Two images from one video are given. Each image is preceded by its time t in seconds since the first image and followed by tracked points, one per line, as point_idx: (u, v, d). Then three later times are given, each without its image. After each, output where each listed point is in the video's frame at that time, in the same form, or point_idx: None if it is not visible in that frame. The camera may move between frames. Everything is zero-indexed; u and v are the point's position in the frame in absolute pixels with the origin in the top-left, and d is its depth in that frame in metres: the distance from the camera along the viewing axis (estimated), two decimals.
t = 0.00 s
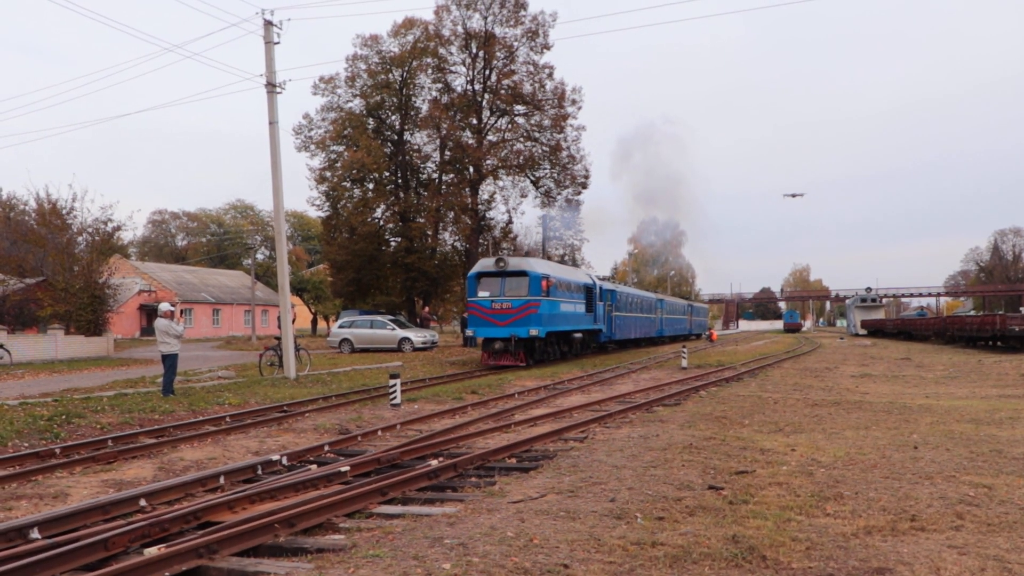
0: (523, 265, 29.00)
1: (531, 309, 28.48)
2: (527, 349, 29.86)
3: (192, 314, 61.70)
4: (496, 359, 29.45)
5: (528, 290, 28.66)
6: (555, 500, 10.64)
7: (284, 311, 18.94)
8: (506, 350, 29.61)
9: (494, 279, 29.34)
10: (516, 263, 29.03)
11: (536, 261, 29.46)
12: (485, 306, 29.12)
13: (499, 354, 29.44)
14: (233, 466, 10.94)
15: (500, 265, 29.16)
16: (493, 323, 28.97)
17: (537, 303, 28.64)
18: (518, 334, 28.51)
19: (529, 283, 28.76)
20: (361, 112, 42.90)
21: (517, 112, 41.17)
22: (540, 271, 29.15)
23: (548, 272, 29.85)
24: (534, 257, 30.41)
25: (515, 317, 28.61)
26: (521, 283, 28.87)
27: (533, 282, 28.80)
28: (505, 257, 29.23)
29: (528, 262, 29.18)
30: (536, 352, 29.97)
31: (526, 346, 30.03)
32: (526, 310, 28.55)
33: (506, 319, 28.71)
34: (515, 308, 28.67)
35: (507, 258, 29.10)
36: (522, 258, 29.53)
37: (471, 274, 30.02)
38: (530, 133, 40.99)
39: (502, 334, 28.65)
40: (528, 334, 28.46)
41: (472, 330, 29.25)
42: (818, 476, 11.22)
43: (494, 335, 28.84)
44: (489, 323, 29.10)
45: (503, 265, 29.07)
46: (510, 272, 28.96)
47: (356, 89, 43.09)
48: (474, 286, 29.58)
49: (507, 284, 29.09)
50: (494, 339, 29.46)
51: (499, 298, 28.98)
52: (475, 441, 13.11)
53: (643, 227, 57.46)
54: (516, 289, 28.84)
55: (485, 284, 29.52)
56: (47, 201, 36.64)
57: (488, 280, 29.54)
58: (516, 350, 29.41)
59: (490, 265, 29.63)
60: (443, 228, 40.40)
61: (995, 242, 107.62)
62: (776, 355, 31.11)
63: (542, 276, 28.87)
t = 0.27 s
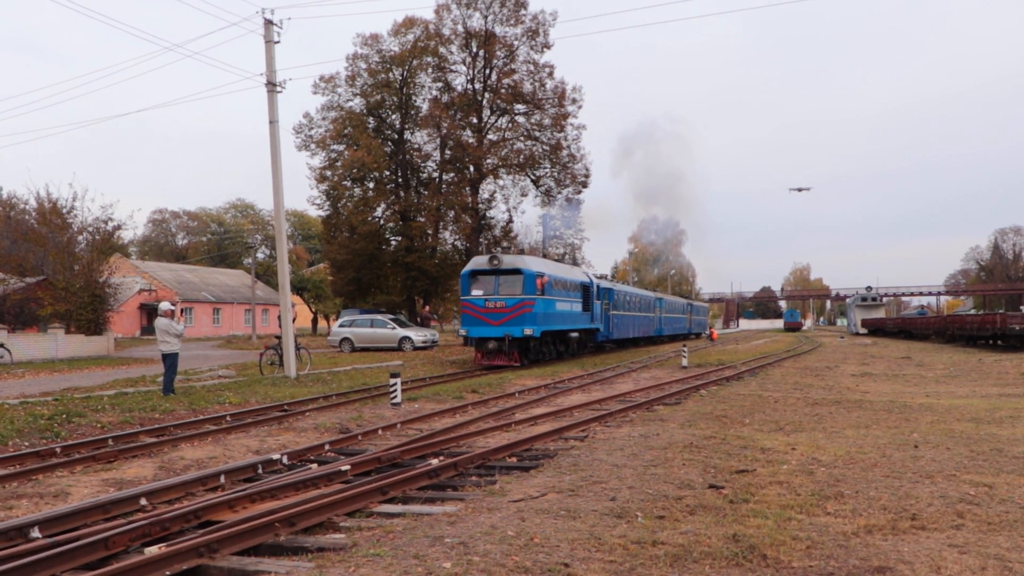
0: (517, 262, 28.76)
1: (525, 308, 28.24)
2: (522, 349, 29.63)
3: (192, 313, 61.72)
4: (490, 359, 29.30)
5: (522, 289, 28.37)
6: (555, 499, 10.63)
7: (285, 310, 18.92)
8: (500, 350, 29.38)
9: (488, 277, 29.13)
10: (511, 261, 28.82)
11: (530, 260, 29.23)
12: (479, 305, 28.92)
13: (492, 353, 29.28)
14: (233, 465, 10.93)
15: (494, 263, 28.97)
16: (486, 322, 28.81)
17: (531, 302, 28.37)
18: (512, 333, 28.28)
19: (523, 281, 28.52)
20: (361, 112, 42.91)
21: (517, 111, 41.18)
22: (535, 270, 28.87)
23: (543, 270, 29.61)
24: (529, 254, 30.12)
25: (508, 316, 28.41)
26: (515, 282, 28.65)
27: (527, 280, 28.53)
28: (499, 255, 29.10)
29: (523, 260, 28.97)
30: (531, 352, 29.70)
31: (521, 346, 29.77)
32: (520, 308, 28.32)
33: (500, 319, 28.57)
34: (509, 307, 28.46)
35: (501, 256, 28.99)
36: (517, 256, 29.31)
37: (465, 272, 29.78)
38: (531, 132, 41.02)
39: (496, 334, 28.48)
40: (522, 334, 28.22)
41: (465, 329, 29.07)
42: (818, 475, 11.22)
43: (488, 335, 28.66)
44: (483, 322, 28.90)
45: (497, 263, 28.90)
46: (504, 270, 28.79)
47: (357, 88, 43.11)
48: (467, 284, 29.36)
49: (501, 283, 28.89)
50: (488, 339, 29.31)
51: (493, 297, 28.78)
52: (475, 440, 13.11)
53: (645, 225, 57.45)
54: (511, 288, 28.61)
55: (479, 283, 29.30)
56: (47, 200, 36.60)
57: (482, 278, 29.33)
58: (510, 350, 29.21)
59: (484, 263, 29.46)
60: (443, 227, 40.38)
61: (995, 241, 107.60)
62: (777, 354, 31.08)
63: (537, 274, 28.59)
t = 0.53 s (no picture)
0: (511, 261, 28.53)
1: (519, 307, 27.96)
2: (516, 348, 29.45)
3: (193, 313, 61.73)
4: (483, 359, 29.16)
5: (516, 288, 28.07)
6: (556, 499, 10.63)
7: (286, 309, 18.91)
8: (494, 349, 29.18)
9: (482, 276, 28.80)
10: (505, 259, 28.57)
11: (524, 258, 28.98)
12: (472, 304, 28.60)
13: (486, 353, 29.14)
14: (234, 464, 10.92)
15: (488, 261, 28.67)
16: (479, 321, 28.52)
17: (525, 301, 28.10)
18: (505, 332, 28.03)
19: (518, 280, 28.24)
20: (362, 111, 42.93)
21: (517, 110, 41.20)
22: (529, 268, 28.59)
23: (538, 268, 29.34)
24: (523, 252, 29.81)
25: (502, 315, 28.14)
26: (509, 280, 28.37)
27: (521, 278, 28.24)
28: (493, 253, 28.80)
29: (517, 258, 28.71)
30: (525, 352, 29.51)
31: (516, 346, 29.60)
32: (514, 308, 28.04)
33: (493, 318, 28.28)
34: (503, 306, 28.18)
35: (495, 253, 28.67)
36: (511, 253, 29.00)
37: (458, 270, 29.42)
38: (531, 131, 41.05)
39: (489, 334, 28.23)
40: (516, 334, 27.94)
41: (458, 328, 28.78)
42: (819, 474, 11.22)
43: (480, 335, 28.41)
44: (476, 321, 28.63)
45: (491, 260, 28.62)
46: (498, 268, 28.51)
47: (357, 87, 43.14)
48: (460, 282, 29.00)
49: (495, 281, 28.57)
50: (481, 338, 29.14)
51: (486, 296, 28.48)
52: (476, 439, 13.11)
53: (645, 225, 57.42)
54: (505, 287, 28.33)
55: (472, 281, 28.98)
56: (48, 200, 36.17)
57: (475, 275, 29.01)
58: (504, 349, 29.07)
59: (477, 261, 29.14)
60: (443, 227, 40.37)
61: (996, 241, 107.63)
62: (777, 353, 31.07)
63: (531, 272, 28.34)
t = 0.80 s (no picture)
0: (505, 258, 28.46)
1: (513, 306, 27.89)
2: (510, 348, 29.35)
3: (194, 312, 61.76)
4: (475, 359, 29.00)
5: (510, 286, 27.98)
6: (556, 498, 10.63)
7: (286, 308, 18.92)
8: (486, 349, 29.05)
9: (474, 273, 28.66)
10: (498, 256, 28.48)
11: (518, 255, 28.89)
12: (464, 302, 28.46)
13: (479, 353, 28.99)
14: (235, 463, 10.92)
15: (481, 258, 28.55)
16: (472, 320, 28.40)
17: (519, 300, 28.02)
18: (499, 331, 27.91)
19: (512, 278, 28.15)
20: (362, 110, 42.93)
21: (518, 109, 41.20)
22: (523, 265, 28.53)
23: (532, 266, 29.27)
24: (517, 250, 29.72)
25: (495, 314, 28.05)
26: (502, 278, 28.28)
27: (516, 276, 28.16)
28: (486, 251, 28.73)
29: (511, 256, 28.61)
30: (519, 351, 29.39)
31: (509, 345, 29.51)
32: (508, 306, 27.95)
33: (486, 316, 28.19)
34: (496, 305, 28.07)
35: (488, 251, 28.55)
36: (504, 251, 28.89)
37: (449, 269, 29.24)
38: (532, 130, 41.08)
39: (482, 333, 28.10)
40: (509, 333, 27.85)
41: (450, 327, 28.60)
42: (819, 474, 11.21)
43: (473, 334, 28.26)
44: (468, 319, 28.47)
45: (484, 257, 28.49)
46: (491, 265, 28.41)
47: (357, 86, 43.13)
48: (452, 280, 28.84)
49: (488, 279, 28.46)
50: (473, 338, 28.97)
51: (479, 294, 28.35)
52: (476, 438, 13.11)
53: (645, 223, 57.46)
54: (498, 285, 28.22)
55: (465, 279, 28.81)
56: (49, 199, 36.47)
57: (467, 273, 28.86)
58: (497, 349, 28.98)
59: (469, 259, 29.02)
60: (444, 226, 40.39)
61: (997, 240, 107.65)
62: (778, 352, 31.09)
63: (525, 270, 28.28)
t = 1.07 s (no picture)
0: (498, 255, 28.24)
1: (506, 305, 27.81)
2: (503, 348, 29.31)
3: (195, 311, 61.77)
4: (468, 359, 28.88)
5: (503, 285, 27.85)
6: (557, 497, 10.63)
7: (287, 307, 18.92)
8: (479, 349, 28.99)
9: (467, 271, 28.57)
10: (491, 254, 28.24)
11: (512, 252, 28.72)
12: (456, 301, 28.42)
13: (472, 354, 28.91)
14: (236, 463, 10.92)
15: (474, 256, 28.35)
16: (465, 319, 28.35)
17: (513, 299, 27.92)
18: (492, 331, 27.85)
19: (505, 277, 27.98)
20: (363, 109, 42.94)
21: (518, 109, 41.18)
22: (517, 263, 28.38)
23: (525, 263, 29.11)
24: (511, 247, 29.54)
25: (488, 313, 27.98)
26: (495, 276, 28.11)
27: (509, 274, 28.01)
28: (478, 247, 28.43)
29: (504, 253, 28.42)
30: (513, 352, 29.32)
31: (502, 345, 29.47)
32: (501, 305, 27.87)
33: (479, 316, 28.11)
34: (490, 304, 27.99)
35: (480, 248, 28.30)
36: (498, 248, 28.72)
37: (442, 266, 29.11)
38: (532, 129, 41.06)
39: (475, 332, 28.05)
40: (502, 332, 27.77)
41: (442, 327, 28.57)
42: (820, 473, 11.20)
43: (466, 334, 28.23)
44: (461, 319, 28.43)
45: (477, 255, 28.26)
46: (484, 263, 28.23)
47: (358, 86, 43.14)
48: (444, 279, 28.76)
49: (481, 277, 28.33)
50: (466, 338, 28.90)
51: (472, 293, 28.27)
52: (477, 438, 13.10)
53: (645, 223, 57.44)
54: (491, 283, 28.09)
55: (457, 277, 28.71)
56: (49, 198, 36.43)
57: (460, 272, 28.74)
58: (490, 350, 28.92)
59: (461, 256, 28.84)
60: (445, 225, 40.37)
61: (998, 239, 107.70)
62: (779, 351, 31.08)
63: (518, 269, 28.13)
